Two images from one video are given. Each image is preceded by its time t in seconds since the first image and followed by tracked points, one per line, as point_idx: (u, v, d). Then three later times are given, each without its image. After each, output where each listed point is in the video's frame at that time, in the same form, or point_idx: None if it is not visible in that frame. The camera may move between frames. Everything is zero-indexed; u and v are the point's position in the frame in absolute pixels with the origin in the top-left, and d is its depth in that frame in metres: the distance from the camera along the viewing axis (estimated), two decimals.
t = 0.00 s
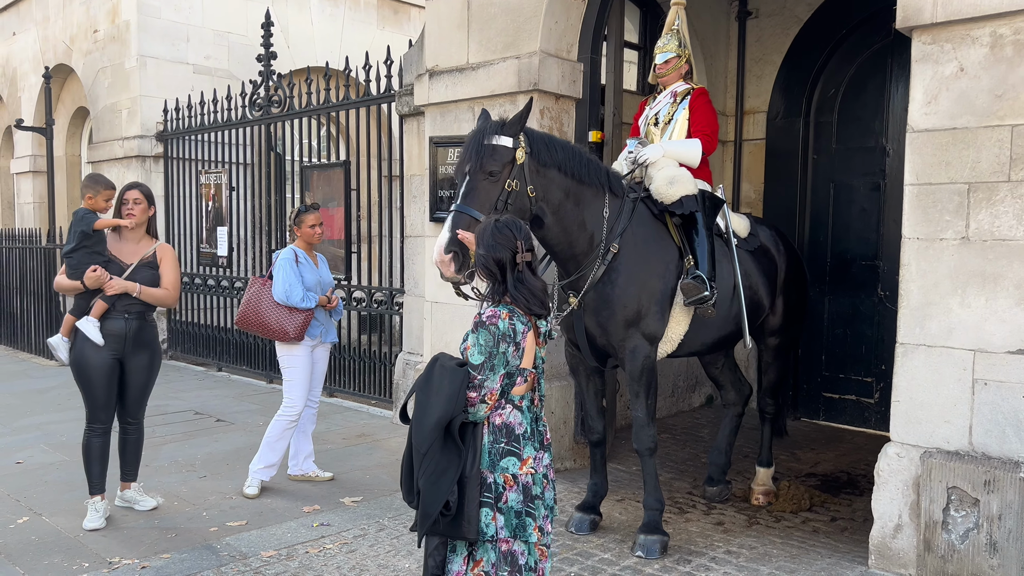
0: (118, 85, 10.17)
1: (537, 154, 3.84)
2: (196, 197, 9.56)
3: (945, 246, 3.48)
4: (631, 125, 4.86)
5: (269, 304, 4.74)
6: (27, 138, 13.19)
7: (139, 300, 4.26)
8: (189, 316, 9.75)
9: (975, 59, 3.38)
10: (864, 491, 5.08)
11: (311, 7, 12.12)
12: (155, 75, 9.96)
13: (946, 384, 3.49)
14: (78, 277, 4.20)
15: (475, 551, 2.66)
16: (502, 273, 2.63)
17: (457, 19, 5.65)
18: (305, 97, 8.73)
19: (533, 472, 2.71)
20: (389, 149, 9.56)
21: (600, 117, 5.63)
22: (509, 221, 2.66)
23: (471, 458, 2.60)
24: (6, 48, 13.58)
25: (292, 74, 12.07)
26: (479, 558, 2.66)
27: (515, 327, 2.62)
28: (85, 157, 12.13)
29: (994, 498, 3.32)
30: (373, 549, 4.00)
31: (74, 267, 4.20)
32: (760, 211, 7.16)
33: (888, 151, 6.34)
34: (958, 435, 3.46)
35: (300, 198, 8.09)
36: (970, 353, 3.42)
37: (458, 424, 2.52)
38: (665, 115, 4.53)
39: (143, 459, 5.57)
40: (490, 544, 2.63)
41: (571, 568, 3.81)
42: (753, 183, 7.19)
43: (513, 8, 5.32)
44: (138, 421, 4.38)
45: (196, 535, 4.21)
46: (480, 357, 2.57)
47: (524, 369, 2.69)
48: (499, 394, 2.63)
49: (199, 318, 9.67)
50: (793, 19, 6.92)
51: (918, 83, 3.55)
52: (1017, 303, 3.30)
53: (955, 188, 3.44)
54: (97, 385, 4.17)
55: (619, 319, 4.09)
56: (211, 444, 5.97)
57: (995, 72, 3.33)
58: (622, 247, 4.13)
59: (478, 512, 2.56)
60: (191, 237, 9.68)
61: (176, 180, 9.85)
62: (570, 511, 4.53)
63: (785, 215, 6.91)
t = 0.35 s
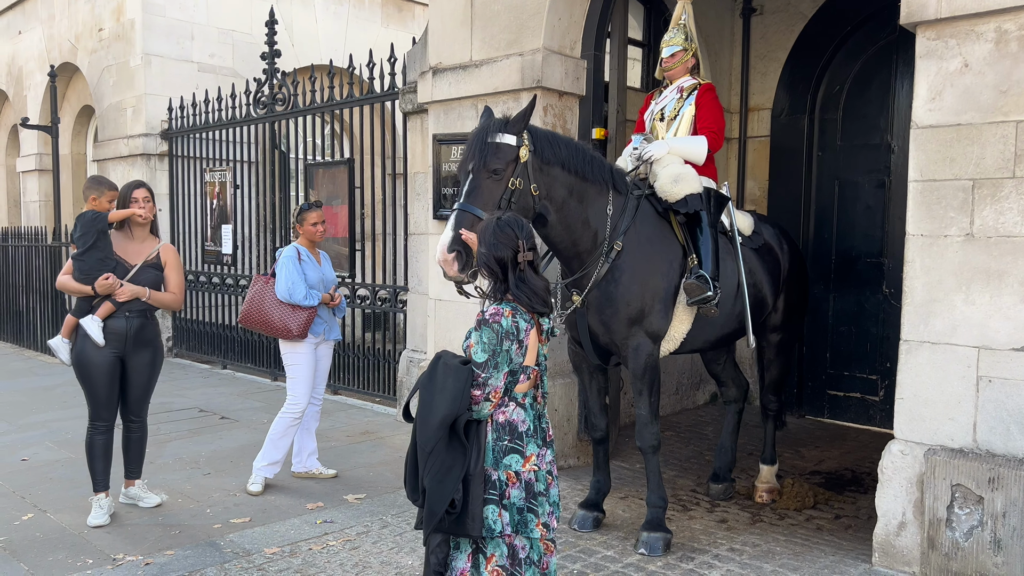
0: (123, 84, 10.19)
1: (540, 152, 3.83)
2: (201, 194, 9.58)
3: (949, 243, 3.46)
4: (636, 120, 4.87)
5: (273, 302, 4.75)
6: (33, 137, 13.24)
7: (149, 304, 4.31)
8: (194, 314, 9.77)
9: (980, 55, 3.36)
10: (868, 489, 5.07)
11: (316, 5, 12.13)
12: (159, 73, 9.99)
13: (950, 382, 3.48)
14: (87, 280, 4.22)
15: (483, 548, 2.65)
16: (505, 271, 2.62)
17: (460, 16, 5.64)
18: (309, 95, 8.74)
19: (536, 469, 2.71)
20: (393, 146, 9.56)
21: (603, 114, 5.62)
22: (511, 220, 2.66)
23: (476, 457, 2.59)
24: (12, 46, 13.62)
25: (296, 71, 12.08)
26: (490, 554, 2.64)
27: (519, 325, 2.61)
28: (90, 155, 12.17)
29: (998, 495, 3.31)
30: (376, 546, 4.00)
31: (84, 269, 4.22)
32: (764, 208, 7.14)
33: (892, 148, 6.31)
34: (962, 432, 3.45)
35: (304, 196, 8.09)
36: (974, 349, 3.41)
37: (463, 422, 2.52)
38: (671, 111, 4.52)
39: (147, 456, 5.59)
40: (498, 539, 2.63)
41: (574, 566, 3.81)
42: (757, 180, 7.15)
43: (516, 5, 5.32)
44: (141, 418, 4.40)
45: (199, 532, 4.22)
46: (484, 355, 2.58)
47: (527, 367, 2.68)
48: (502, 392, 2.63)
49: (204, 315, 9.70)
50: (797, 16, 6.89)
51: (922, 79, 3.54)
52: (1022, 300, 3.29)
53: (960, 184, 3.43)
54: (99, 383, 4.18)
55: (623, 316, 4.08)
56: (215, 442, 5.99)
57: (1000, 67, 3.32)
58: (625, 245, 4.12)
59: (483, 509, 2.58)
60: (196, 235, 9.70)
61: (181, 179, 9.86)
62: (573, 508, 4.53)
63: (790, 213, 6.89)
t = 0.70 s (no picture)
0: (127, 83, 10.22)
1: (544, 150, 3.82)
2: (204, 194, 9.60)
3: (951, 241, 3.45)
4: (640, 114, 4.86)
5: (275, 300, 4.75)
6: (37, 136, 13.28)
7: (155, 303, 4.34)
8: (197, 313, 9.80)
9: (981, 53, 3.35)
10: (870, 488, 5.06)
11: (319, 5, 12.14)
12: (163, 72, 10.01)
13: (952, 381, 3.47)
14: (97, 281, 4.24)
15: (482, 546, 2.64)
16: (502, 270, 2.62)
17: (462, 15, 5.64)
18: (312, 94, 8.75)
19: (534, 467, 2.71)
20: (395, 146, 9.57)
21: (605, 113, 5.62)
22: (509, 218, 2.66)
23: (472, 455, 2.60)
24: (16, 46, 13.67)
25: (299, 71, 12.09)
26: (489, 552, 2.64)
27: (515, 324, 2.61)
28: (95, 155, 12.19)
29: (1000, 494, 3.30)
30: (377, 545, 4.01)
31: (93, 269, 4.23)
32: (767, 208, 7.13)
33: (896, 146, 6.30)
34: (964, 431, 3.45)
35: (307, 195, 8.10)
36: (975, 348, 3.40)
37: (459, 421, 2.53)
38: (675, 107, 4.52)
39: (150, 455, 5.60)
40: (497, 537, 2.62)
41: (574, 565, 3.81)
42: (760, 179, 7.16)
43: (517, 4, 5.32)
44: (144, 417, 4.42)
45: (201, 531, 4.24)
46: (480, 354, 2.58)
47: (525, 366, 2.68)
48: (499, 391, 2.63)
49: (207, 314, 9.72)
50: (800, 14, 6.88)
51: (924, 78, 3.53)
52: None
53: (961, 183, 3.42)
54: (103, 382, 4.20)
55: (624, 315, 4.07)
56: (217, 440, 6.01)
57: (1002, 65, 3.31)
58: (627, 245, 4.12)
59: (480, 507, 2.58)
60: (199, 234, 9.72)
61: (184, 178, 9.88)
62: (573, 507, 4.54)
63: (793, 212, 6.88)
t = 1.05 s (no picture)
0: (130, 84, 10.24)
1: (558, 135, 3.87)
2: (207, 195, 9.62)
3: (951, 243, 3.45)
4: (641, 114, 4.87)
5: (272, 301, 4.78)
6: (41, 137, 13.33)
7: (159, 303, 4.35)
8: (200, 314, 9.82)
9: (981, 54, 3.35)
10: (872, 490, 5.05)
11: (322, 6, 12.17)
12: (166, 73, 10.04)
13: (952, 382, 3.47)
14: (103, 283, 4.27)
15: (475, 545, 2.65)
16: (495, 271, 2.64)
17: (463, 16, 5.65)
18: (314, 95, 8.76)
19: (528, 469, 2.71)
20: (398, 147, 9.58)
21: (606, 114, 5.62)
22: (504, 218, 2.67)
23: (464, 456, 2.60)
24: (20, 47, 13.71)
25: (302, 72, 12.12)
26: (482, 554, 2.65)
27: (506, 324, 2.62)
28: (98, 156, 12.23)
29: (1000, 497, 3.29)
30: (378, 546, 4.02)
31: (99, 271, 4.27)
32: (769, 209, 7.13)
33: (898, 147, 6.30)
34: (964, 433, 3.44)
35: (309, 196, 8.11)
36: (976, 350, 3.39)
37: (448, 422, 2.54)
38: (676, 109, 4.52)
39: (152, 455, 5.62)
40: (489, 539, 2.62)
41: (574, 566, 3.82)
42: (762, 181, 7.16)
43: (519, 6, 5.32)
44: (146, 419, 4.43)
45: (202, 531, 4.25)
46: (471, 354, 2.60)
47: (518, 366, 2.68)
48: (490, 392, 2.64)
49: (210, 315, 9.74)
50: (803, 15, 6.88)
51: (924, 79, 3.53)
52: None
53: (961, 185, 3.41)
54: (108, 382, 4.20)
55: (625, 316, 4.07)
56: (219, 441, 6.03)
57: (1002, 67, 3.30)
58: (629, 245, 4.12)
59: (472, 508, 2.58)
60: (202, 235, 9.74)
61: (187, 178, 9.91)
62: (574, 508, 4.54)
63: (795, 213, 6.86)
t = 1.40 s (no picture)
0: (132, 86, 10.27)
1: (575, 125, 3.89)
2: (209, 196, 9.64)
3: (950, 246, 3.45)
4: (640, 118, 4.87)
5: (263, 302, 4.79)
6: (44, 139, 13.37)
7: (162, 305, 4.38)
8: (202, 315, 9.84)
9: (981, 57, 3.35)
10: (872, 492, 5.05)
11: (324, 8, 12.20)
12: (168, 75, 10.06)
13: (952, 385, 3.47)
14: (105, 284, 4.29)
15: (460, 548, 2.66)
16: (484, 274, 2.66)
17: (464, 18, 5.66)
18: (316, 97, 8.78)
19: (516, 471, 2.71)
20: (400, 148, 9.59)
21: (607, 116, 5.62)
22: (494, 221, 2.67)
23: (449, 458, 2.61)
24: (23, 49, 13.74)
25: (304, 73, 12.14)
26: (466, 556, 2.65)
27: (494, 327, 2.63)
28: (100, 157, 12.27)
29: (999, 499, 3.29)
30: (378, 547, 4.02)
31: (101, 272, 4.28)
32: (770, 211, 7.13)
33: (899, 149, 6.30)
34: (963, 435, 3.44)
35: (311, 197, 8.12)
36: (975, 353, 3.40)
37: (431, 423, 2.56)
38: (675, 111, 4.52)
39: (154, 456, 5.64)
40: (474, 541, 2.62)
41: (573, 567, 3.82)
42: (763, 183, 7.16)
43: (520, 8, 5.33)
44: (147, 421, 4.44)
45: (203, 532, 4.26)
46: (457, 356, 2.60)
47: (507, 368, 2.69)
48: (476, 394, 2.64)
49: (212, 316, 9.76)
50: (804, 18, 6.89)
51: (924, 81, 3.53)
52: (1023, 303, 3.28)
53: (961, 187, 3.42)
54: (109, 384, 4.21)
55: (626, 317, 4.08)
56: (220, 442, 6.04)
57: (1002, 70, 3.31)
58: (632, 246, 4.13)
59: (457, 510, 2.59)
60: (204, 236, 9.76)
61: (189, 180, 9.93)
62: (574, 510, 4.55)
63: (797, 214, 6.86)
